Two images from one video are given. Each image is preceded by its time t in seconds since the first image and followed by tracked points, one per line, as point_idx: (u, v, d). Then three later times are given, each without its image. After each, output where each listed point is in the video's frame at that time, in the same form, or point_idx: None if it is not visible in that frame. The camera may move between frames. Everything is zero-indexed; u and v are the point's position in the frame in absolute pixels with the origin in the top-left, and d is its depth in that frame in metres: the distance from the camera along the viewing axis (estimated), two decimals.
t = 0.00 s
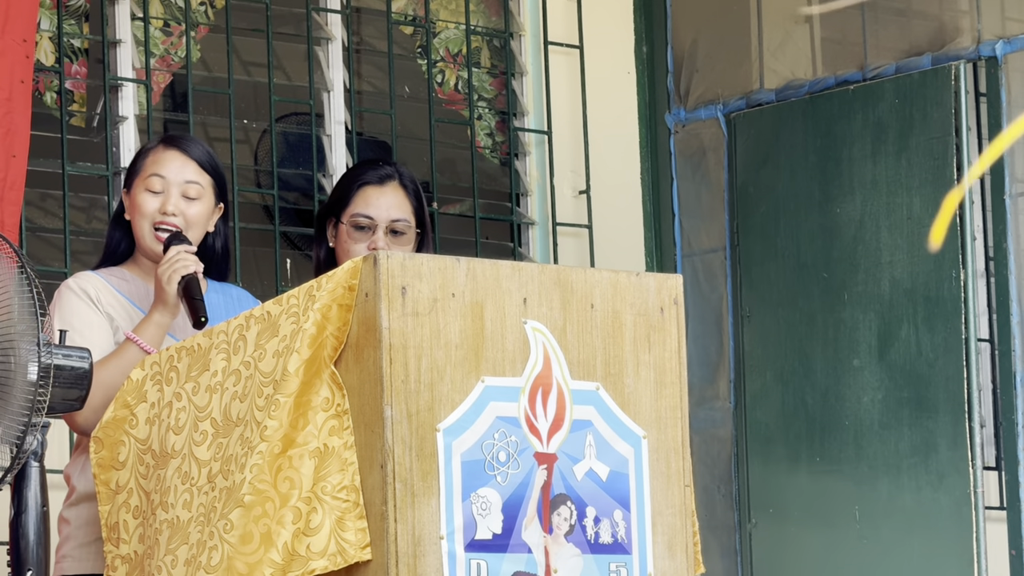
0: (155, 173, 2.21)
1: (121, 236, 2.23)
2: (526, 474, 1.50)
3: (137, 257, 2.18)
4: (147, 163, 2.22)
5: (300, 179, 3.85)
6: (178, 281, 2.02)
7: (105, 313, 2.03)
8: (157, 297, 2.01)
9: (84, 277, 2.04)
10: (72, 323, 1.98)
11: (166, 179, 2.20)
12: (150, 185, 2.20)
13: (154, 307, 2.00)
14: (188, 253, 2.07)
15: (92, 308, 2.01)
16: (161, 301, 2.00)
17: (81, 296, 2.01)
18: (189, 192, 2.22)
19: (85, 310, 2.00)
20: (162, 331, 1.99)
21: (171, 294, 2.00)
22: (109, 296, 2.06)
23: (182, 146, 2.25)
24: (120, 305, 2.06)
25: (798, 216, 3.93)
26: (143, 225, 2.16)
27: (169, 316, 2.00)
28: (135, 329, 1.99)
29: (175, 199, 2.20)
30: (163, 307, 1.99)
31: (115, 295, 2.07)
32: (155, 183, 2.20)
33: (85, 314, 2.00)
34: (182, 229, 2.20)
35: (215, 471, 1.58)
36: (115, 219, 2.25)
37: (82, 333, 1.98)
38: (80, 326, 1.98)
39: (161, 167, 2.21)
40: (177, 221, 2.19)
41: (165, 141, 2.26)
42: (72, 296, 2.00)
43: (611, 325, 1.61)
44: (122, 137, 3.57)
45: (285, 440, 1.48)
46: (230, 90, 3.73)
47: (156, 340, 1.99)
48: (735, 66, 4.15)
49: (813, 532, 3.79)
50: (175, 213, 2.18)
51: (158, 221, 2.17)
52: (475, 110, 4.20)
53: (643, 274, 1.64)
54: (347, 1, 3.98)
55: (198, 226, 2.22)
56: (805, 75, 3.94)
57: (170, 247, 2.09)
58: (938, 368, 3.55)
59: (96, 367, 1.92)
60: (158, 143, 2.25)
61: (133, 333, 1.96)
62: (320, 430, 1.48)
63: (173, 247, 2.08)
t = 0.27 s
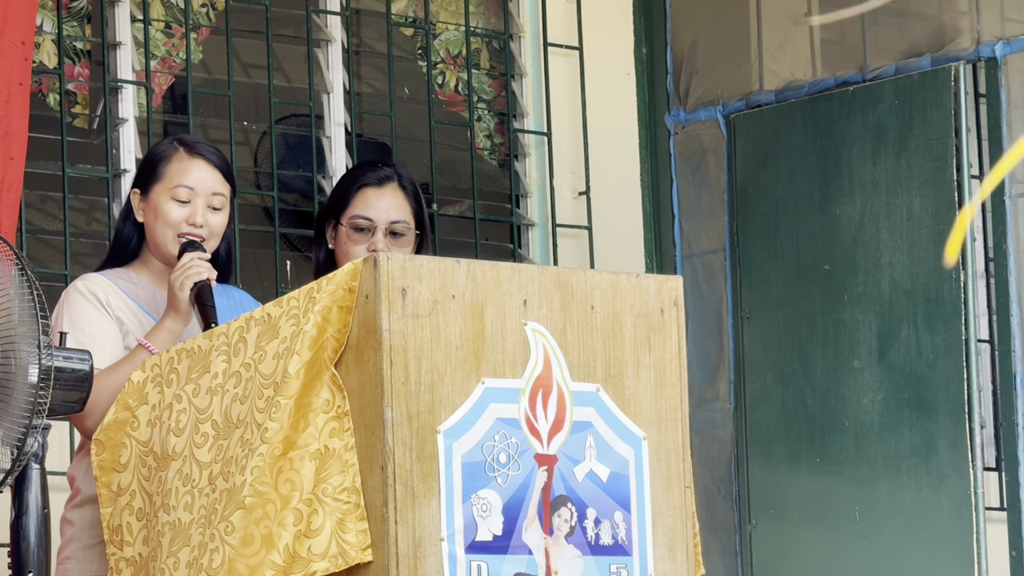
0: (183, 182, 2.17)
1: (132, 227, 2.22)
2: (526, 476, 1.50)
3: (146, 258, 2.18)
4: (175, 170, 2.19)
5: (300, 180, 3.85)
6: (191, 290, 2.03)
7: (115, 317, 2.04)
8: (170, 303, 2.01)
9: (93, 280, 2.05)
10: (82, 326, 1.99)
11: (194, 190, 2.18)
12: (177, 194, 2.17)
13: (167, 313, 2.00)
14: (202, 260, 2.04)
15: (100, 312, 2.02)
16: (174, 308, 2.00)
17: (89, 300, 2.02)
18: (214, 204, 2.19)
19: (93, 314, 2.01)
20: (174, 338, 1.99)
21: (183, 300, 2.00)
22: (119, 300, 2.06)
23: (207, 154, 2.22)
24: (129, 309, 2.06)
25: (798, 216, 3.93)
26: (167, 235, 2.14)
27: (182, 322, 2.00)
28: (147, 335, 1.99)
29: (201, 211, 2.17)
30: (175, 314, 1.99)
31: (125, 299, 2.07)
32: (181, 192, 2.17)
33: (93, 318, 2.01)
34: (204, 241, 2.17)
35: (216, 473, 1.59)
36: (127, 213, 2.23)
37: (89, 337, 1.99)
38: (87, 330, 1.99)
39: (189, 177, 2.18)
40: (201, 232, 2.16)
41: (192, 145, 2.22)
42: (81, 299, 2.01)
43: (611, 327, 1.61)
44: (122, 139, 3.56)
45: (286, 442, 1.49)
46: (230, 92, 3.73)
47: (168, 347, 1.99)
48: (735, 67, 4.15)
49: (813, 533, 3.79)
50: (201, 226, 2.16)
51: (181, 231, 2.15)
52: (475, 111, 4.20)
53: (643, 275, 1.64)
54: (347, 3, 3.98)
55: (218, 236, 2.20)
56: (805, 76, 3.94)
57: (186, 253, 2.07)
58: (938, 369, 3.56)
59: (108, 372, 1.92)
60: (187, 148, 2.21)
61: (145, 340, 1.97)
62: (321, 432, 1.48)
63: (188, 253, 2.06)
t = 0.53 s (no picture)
0: (191, 184, 2.17)
1: (137, 227, 2.21)
2: (524, 476, 1.50)
3: (152, 257, 2.17)
4: (182, 171, 2.18)
5: (298, 181, 3.85)
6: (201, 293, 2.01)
7: (122, 316, 2.03)
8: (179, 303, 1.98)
9: (101, 280, 2.05)
10: (88, 326, 1.99)
11: (202, 191, 2.17)
12: (185, 195, 2.16)
13: (176, 314, 1.98)
14: (212, 261, 2.00)
15: (107, 311, 2.02)
16: (184, 309, 1.97)
17: (96, 300, 2.01)
18: (221, 205, 2.19)
19: (100, 314, 2.01)
20: (184, 339, 1.98)
21: (193, 301, 1.96)
22: (127, 301, 2.06)
23: (213, 156, 2.22)
24: (136, 310, 2.05)
25: (795, 216, 3.93)
26: (175, 236, 2.14)
27: (192, 324, 1.98)
28: (156, 336, 1.97)
29: (210, 213, 2.17)
30: (184, 316, 1.97)
31: (133, 300, 2.07)
32: (190, 194, 2.17)
33: (100, 318, 2.00)
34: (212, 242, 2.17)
35: (214, 474, 1.59)
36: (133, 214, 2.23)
37: (95, 336, 1.98)
38: (94, 329, 1.99)
39: (197, 179, 2.18)
40: (209, 233, 2.16)
41: (198, 147, 2.22)
42: (88, 299, 2.01)
43: (609, 327, 1.61)
44: (120, 139, 3.55)
45: (284, 443, 1.49)
46: (227, 92, 3.73)
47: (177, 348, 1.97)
48: (732, 67, 4.15)
49: (810, 533, 3.79)
50: (210, 227, 2.15)
51: (189, 233, 2.14)
52: (473, 112, 4.20)
53: (641, 275, 1.64)
54: (345, 3, 3.99)
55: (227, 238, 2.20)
56: (803, 76, 3.94)
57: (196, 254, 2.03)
58: (935, 369, 3.56)
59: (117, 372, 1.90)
60: (194, 150, 2.21)
61: (155, 341, 1.95)
62: (319, 432, 1.48)
63: (198, 253, 2.02)
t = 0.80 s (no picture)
0: (179, 180, 2.19)
1: (125, 227, 2.21)
2: (515, 477, 1.50)
3: (141, 258, 2.17)
4: (170, 169, 2.20)
5: (290, 180, 3.85)
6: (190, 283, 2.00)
7: (114, 314, 2.03)
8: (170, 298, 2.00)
9: (92, 280, 2.05)
10: (80, 325, 1.98)
11: (190, 189, 2.19)
12: (173, 192, 2.18)
13: (167, 308, 1.99)
14: (201, 254, 2.03)
15: (100, 309, 2.02)
16: (174, 302, 1.99)
17: (88, 299, 2.02)
18: (210, 202, 2.20)
19: (93, 312, 2.01)
20: (175, 333, 1.99)
21: (184, 294, 1.99)
22: (119, 299, 2.06)
23: (199, 153, 2.23)
24: (129, 308, 2.05)
25: (787, 217, 3.93)
26: (164, 234, 2.15)
27: (182, 317, 1.99)
28: (148, 330, 1.98)
29: (198, 210, 2.18)
30: (175, 309, 1.98)
31: (125, 299, 2.07)
32: (178, 191, 2.18)
33: (93, 316, 2.00)
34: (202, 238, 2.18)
35: (206, 474, 1.58)
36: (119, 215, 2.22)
37: (88, 334, 1.98)
38: (87, 326, 1.98)
39: (185, 176, 2.19)
40: (198, 229, 2.17)
41: (184, 145, 2.23)
42: (79, 299, 2.01)
43: (600, 327, 1.61)
44: (112, 140, 3.56)
45: (275, 443, 1.48)
46: (219, 92, 3.72)
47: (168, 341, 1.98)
48: (725, 68, 4.15)
49: (802, 533, 3.80)
50: (199, 223, 2.17)
51: (178, 230, 2.16)
52: (465, 112, 4.20)
53: (632, 276, 1.64)
54: (337, 3, 3.98)
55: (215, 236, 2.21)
56: (795, 76, 3.95)
57: (184, 249, 2.06)
58: (927, 369, 3.57)
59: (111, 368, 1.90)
60: (180, 147, 2.22)
61: (146, 334, 1.95)
62: (310, 433, 1.48)
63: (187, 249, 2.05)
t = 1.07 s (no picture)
0: (167, 178, 2.19)
1: (111, 227, 2.19)
2: (505, 476, 1.50)
3: (128, 256, 2.17)
4: (157, 167, 2.19)
5: (281, 179, 3.85)
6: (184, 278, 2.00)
7: (102, 311, 2.03)
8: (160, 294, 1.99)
9: (79, 277, 2.04)
10: (68, 323, 1.98)
11: (178, 186, 2.19)
12: (162, 190, 2.18)
13: (158, 305, 1.98)
14: (192, 252, 2.03)
15: (88, 307, 2.01)
16: (165, 298, 1.98)
17: (75, 296, 2.01)
18: (197, 199, 2.21)
19: (80, 309, 2.00)
20: (165, 330, 1.98)
21: (173, 290, 1.98)
22: (106, 295, 2.05)
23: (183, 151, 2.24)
24: (117, 305, 2.05)
25: (778, 215, 3.94)
26: (155, 231, 2.15)
27: (173, 314, 1.99)
28: (138, 327, 1.97)
29: (187, 206, 2.19)
30: (165, 306, 1.98)
31: (112, 295, 2.06)
32: (167, 188, 2.18)
33: (80, 313, 1.99)
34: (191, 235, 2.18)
35: (196, 473, 1.58)
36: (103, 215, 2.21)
37: (77, 332, 1.98)
38: (75, 324, 1.98)
39: (172, 173, 2.19)
40: (188, 226, 2.17)
41: (168, 143, 2.23)
42: (67, 296, 2.00)
43: (590, 326, 1.61)
44: (103, 137, 3.54)
45: (265, 442, 1.48)
46: (210, 91, 3.72)
47: (158, 338, 1.97)
48: (716, 66, 4.15)
49: (793, 531, 3.80)
50: (188, 220, 2.18)
51: (168, 227, 2.16)
52: (458, 110, 4.21)
53: (621, 275, 1.64)
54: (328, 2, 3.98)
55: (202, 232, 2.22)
56: (786, 75, 3.95)
57: (174, 247, 2.05)
58: (918, 368, 3.57)
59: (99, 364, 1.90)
60: (164, 146, 2.22)
61: (137, 330, 1.94)
62: (300, 432, 1.48)
63: (176, 246, 2.05)
